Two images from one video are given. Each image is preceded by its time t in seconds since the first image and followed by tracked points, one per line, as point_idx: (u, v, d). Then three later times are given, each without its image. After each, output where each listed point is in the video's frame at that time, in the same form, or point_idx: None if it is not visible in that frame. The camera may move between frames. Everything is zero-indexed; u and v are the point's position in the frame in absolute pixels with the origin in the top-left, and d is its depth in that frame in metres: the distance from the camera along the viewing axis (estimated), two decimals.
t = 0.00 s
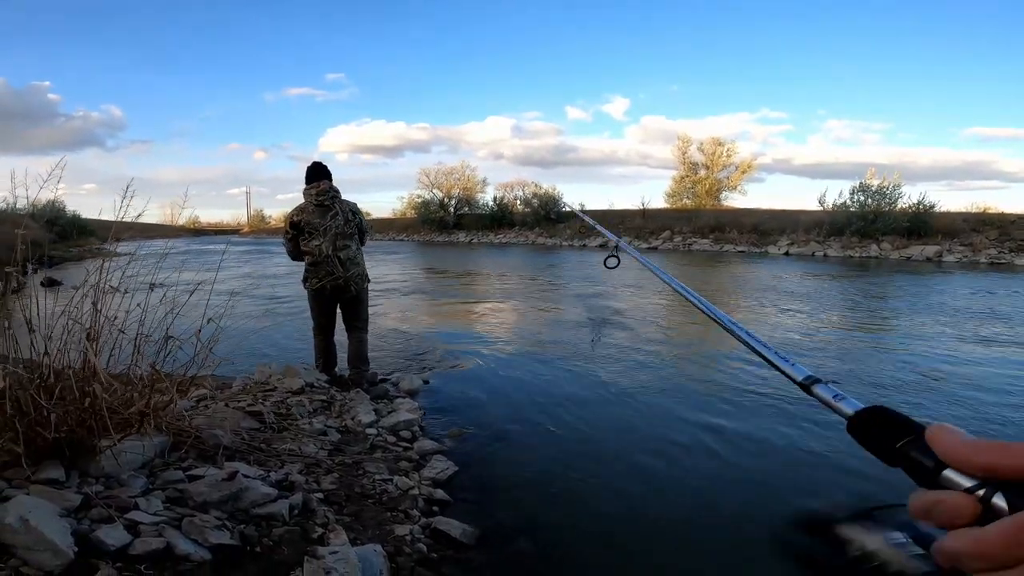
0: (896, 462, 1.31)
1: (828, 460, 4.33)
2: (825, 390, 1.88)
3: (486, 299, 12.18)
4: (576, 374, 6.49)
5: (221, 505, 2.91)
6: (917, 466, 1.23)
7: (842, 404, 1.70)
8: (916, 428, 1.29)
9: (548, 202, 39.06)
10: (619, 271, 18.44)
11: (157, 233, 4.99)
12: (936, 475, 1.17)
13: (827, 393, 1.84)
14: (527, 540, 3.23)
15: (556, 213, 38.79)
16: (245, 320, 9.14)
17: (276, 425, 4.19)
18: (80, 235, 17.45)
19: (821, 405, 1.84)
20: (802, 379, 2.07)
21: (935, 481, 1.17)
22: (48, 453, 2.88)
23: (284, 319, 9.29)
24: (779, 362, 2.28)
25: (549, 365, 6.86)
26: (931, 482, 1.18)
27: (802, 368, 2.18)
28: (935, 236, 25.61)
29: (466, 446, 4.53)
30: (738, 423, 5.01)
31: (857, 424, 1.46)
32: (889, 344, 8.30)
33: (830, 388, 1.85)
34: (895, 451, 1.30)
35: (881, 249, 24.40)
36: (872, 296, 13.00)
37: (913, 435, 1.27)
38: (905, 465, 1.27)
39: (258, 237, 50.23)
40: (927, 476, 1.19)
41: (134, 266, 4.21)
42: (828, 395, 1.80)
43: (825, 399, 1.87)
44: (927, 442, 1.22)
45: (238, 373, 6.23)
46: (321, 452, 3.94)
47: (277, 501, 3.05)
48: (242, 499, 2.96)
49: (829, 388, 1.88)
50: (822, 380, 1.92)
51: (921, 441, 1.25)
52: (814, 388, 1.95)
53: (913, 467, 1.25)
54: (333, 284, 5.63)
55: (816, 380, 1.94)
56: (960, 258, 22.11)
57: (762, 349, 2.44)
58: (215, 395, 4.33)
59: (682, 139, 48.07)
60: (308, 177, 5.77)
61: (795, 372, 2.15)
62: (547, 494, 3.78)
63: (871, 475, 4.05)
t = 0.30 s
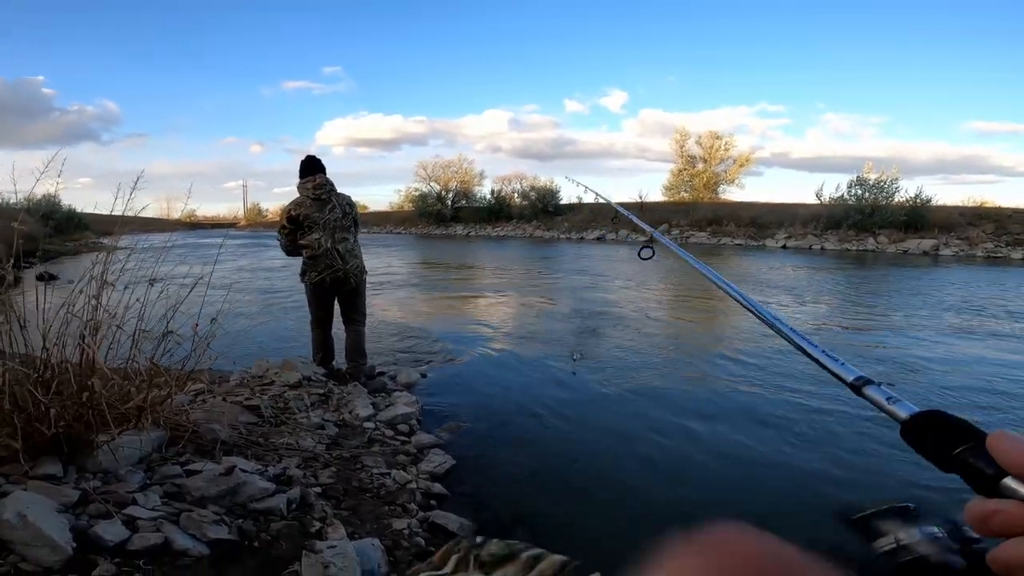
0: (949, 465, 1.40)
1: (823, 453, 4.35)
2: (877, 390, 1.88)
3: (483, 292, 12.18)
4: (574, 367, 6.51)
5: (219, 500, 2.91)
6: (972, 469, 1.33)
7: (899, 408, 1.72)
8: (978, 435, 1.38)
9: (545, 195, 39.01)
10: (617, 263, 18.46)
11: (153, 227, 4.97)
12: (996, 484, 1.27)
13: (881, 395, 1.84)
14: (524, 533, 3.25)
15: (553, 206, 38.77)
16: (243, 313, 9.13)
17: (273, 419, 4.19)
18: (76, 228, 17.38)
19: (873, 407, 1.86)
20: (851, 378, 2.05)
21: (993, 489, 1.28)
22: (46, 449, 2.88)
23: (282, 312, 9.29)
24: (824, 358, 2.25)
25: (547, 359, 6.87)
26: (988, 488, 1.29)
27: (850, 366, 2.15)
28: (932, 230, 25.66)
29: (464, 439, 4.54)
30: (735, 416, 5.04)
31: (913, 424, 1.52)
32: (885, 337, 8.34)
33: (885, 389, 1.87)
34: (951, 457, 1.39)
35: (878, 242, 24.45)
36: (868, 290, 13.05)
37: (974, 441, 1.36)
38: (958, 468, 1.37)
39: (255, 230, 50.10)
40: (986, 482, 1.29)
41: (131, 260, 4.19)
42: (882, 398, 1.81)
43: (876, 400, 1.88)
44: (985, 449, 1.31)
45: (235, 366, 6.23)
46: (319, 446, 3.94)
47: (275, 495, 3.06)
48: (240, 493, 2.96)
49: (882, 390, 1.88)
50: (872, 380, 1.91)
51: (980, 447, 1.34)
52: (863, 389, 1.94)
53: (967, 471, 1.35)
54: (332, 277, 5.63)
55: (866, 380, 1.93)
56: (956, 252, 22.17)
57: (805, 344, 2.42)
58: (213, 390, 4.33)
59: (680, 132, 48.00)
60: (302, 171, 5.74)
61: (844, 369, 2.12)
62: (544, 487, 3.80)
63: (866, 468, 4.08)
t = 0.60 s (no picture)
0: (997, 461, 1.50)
1: (815, 441, 4.40)
2: (920, 382, 1.94)
3: (479, 281, 12.19)
4: (569, 355, 6.54)
5: (215, 489, 2.93)
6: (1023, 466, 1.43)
7: (944, 401, 1.78)
8: None
9: (541, 183, 38.92)
10: (613, 252, 18.48)
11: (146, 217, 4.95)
12: None
13: (925, 388, 1.90)
14: (518, 520, 3.28)
15: (549, 195, 38.68)
16: (239, 303, 9.13)
17: (269, 408, 4.21)
18: (70, 219, 17.29)
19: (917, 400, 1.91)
20: (894, 369, 2.12)
21: None
22: (43, 440, 2.89)
23: (278, 302, 9.28)
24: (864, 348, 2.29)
25: (542, 346, 6.90)
26: None
27: (893, 357, 2.20)
28: (926, 218, 25.73)
29: (460, 427, 4.58)
30: (728, 403, 5.09)
31: (958, 419, 1.64)
32: (878, 324, 8.40)
33: (929, 381, 1.94)
34: (997, 451, 1.50)
35: (873, 231, 24.51)
36: (863, 277, 13.10)
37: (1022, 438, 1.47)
38: (1005, 460, 1.48)
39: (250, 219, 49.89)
40: None
41: (124, 251, 4.18)
42: (926, 389, 1.87)
43: (920, 392, 1.94)
44: None
45: (231, 356, 6.24)
46: (314, 435, 3.96)
47: (270, 484, 3.08)
48: (235, 483, 2.98)
49: (926, 382, 1.94)
50: (916, 372, 1.97)
51: None
52: (906, 380, 2.00)
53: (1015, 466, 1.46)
54: (328, 265, 5.63)
55: (910, 372, 1.99)
56: (951, 240, 22.24)
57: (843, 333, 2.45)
58: (208, 379, 4.34)
59: (677, 120, 47.85)
60: (294, 160, 5.71)
61: (887, 360, 2.17)
62: (538, 474, 3.84)
63: (857, 456, 4.13)
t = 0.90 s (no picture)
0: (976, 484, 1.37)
1: (826, 428, 4.34)
2: (910, 414, 2.01)
3: (486, 266, 12.14)
4: (577, 341, 6.51)
5: (229, 474, 2.93)
6: (999, 489, 1.31)
7: (928, 428, 1.84)
8: (1001, 456, 1.35)
9: (548, 169, 38.67)
10: (621, 237, 18.36)
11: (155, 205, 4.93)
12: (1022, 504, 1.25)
13: (913, 417, 1.97)
14: (526, 506, 3.27)
15: (557, 181, 38.45)
16: (247, 289, 9.15)
17: (280, 394, 4.21)
18: (79, 207, 17.35)
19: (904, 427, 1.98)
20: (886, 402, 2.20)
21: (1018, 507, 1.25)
22: (61, 426, 2.90)
23: (285, 288, 9.29)
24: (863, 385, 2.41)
25: (549, 332, 6.88)
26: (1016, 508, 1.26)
27: (887, 392, 2.29)
28: (939, 206, 25.39)
29: (468, 413, 4.56)
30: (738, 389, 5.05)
31: (939, 446, 1.49)
32: (889, 312, 8.30)
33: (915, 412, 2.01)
34: (978, 476, 1.36)
35: (884, 218, 24.23)
36: (874, 264, 12.96)
37: (997, 461, 1.34)
38: (985, 487, 1.35)
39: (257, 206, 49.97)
40: (1009, 499, 1.27)
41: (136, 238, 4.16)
42: (913, 418, 1.94)
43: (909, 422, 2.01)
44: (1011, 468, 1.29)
45: (240, 342, 6.26)
46: (324, 421, 3.96)
47: (283, 469, 3.07)
48: (248, 468, 2.98)
49: (914, 413, 2.01)
50: (907, 404, 2.05)
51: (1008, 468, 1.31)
52: (897, 412, 2.08)
53: (995, 491, 1.32)
54: (337, 251, 5.61)
55: (900, 403, 2.08)
56: (963, 228, 21.95)
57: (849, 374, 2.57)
58: (220, 365, 4.34)
59: (686, 106, 47.30)
60: (302, 147, 5.65)
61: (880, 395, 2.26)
62: (547, 460, 3.82)
63: (869, 444, 4.09)
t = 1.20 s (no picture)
0: None
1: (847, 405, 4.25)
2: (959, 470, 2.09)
3: (504, 239, 12.07)
4: (594, 314, 6.45)
5: (250, 443, 2.96)
6: None
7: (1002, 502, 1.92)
8: None
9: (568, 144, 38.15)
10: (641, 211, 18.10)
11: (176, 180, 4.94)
12: None
13: (965, 476, 2.06)
14: (540, 477, 3.25)
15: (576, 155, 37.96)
16: (266, 261, 9.21)
17: (299, 362, 4.23)
18: (105, 183, 17.57)
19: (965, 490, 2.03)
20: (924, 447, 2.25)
21: None
22: (91, 395, 2.94)
23: (304, 259, 9.34)
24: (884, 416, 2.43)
25: (567, 305, 6.82)
26: None
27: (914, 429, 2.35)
28: (972, 182, 24.60)
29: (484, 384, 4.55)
30: (757, 363, 4.96)
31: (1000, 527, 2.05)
32: (917, 289, 8.09)
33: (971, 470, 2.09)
34: None
35: (914, 195, 23.56)
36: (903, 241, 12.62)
37: None
38: None
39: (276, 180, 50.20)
40: None
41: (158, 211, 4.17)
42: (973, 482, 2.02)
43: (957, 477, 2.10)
44: None
45: (259, 313, 6.31)
46: (343, 390, 3.97)
47: (302, 438, 3.09)
48: (269, 437, 3.00)
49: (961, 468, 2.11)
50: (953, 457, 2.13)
51: None
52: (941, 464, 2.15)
53: None
54: (356, 223, 5.59)
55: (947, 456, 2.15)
56: (997, 206, 21.27)
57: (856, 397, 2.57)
58: (242, 335, 4.38)
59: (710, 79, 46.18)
60: (319, 122, 5.62)
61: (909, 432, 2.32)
62: (563, 432, 3.79)
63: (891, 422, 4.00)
